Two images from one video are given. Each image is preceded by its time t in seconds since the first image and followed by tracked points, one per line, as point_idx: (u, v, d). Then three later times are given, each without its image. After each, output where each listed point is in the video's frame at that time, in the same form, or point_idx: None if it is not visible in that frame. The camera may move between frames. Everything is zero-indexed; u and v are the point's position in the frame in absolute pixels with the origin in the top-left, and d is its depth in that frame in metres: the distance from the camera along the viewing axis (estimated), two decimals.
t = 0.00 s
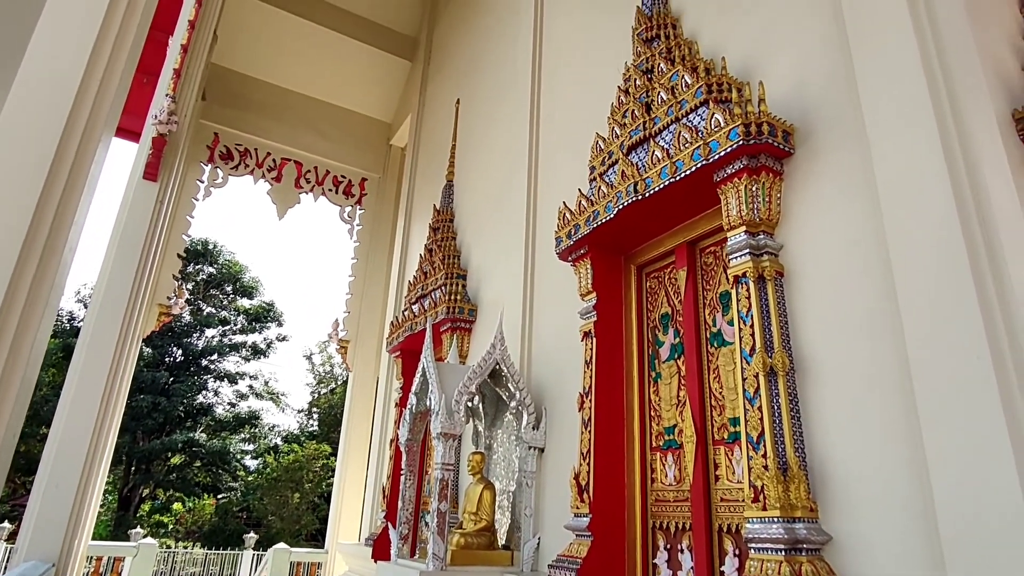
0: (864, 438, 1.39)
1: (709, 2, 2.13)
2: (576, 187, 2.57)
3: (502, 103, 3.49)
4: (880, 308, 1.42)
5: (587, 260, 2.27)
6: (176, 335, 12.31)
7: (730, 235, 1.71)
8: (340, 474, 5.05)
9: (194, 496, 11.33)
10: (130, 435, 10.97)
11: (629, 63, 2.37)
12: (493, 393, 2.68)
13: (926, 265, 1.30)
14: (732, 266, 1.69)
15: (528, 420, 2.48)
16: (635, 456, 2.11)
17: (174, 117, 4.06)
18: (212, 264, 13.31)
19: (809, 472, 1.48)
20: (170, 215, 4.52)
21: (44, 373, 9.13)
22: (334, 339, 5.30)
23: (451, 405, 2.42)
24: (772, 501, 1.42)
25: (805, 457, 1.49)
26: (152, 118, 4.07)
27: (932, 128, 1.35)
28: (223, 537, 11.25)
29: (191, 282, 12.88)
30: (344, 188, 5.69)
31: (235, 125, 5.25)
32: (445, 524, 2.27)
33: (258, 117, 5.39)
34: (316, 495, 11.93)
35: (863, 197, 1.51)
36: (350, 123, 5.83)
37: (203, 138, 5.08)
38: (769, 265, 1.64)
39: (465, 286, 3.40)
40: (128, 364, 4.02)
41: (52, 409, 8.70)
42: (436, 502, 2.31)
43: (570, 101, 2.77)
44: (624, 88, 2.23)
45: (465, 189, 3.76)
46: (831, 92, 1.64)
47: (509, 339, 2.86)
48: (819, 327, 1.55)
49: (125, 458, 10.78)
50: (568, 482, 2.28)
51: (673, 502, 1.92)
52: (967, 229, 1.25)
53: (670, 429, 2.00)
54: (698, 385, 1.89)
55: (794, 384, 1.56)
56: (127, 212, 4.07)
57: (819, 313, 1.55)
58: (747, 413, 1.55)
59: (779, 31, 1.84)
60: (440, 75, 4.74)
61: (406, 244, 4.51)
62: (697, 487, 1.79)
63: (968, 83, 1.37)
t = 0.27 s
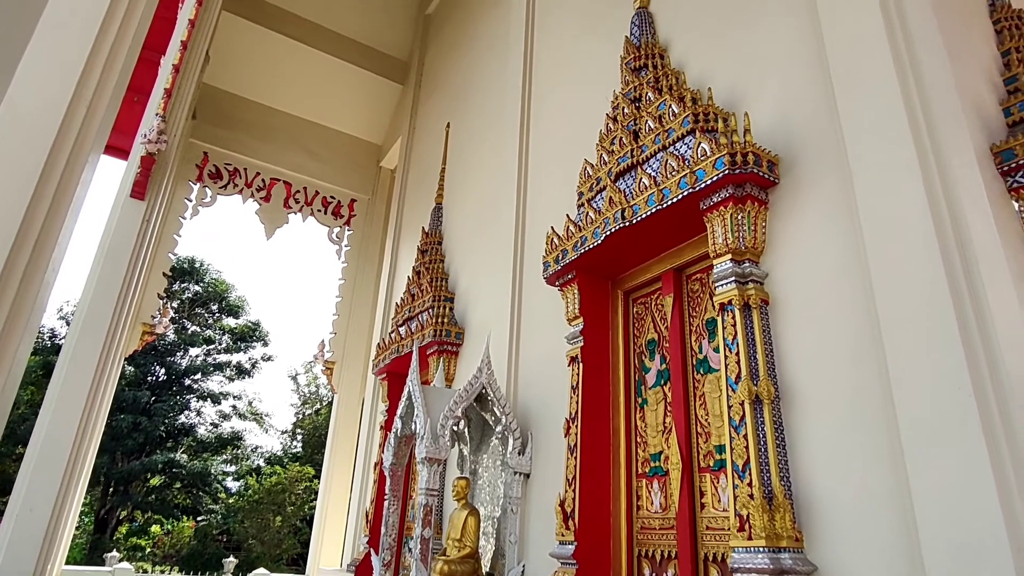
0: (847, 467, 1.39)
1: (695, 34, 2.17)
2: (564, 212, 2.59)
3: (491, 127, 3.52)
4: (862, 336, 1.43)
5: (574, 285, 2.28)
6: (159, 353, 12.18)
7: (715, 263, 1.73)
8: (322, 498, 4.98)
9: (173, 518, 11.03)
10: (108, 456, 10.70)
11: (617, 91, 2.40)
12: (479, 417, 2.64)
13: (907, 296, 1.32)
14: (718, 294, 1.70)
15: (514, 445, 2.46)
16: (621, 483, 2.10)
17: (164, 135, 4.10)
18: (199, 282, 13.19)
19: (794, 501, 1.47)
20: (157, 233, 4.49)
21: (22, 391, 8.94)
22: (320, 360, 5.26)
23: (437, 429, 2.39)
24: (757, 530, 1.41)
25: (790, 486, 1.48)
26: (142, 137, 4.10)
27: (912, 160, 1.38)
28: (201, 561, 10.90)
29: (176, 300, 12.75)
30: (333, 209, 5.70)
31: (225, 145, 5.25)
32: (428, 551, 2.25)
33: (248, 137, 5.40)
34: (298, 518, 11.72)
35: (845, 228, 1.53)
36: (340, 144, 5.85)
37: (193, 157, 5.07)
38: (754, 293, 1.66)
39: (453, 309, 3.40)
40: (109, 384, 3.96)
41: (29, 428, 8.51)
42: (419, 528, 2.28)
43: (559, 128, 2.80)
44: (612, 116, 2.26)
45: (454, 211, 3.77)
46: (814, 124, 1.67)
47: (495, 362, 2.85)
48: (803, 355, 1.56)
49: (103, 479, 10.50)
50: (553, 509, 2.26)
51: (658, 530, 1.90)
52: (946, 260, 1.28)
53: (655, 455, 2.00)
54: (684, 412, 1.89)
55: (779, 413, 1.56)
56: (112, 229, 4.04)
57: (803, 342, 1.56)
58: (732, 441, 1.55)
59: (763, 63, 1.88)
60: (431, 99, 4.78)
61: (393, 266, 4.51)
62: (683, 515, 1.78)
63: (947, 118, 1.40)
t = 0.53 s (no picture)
0: (832, 495, 1.39)
1: (681, 64, 2.22)
2: (552, 236, 2.60)
3: (481, 151, 3.55)
4: (846, 364, 1.44)
5: (561, 309, 2.28)
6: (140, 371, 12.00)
7: (701, 289, 1.74)
8: (304, 521, 4.88)
9: (149, 540, 10.75)
10: (85, 476, 10.37)
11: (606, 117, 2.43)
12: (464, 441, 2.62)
13: (889, 325, 1.34)
14: (703, 320, 1.71)
15: (499, 469, 2.44)
16: (606, 509, 2.08)
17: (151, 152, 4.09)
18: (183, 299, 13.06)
19: (779, 530, 1.47)
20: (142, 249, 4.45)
21: None
22: (305, 380, 5.20)
23: (421, 453, 2.36)
24: (741, 559, 1.40)
25: (775, 514, 1.48)
26: (129, 154, 4.07)
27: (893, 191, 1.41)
28: None
29: (160, 317, 12.61)
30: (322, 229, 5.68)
31: (214, 162, 5.24)
32: None
33: (237, 155, 5.39)
34: (279, 541, 11.41)
35: (828, 256, 1.55)
36: (330, 164, 5.86)
37: (181, 174, 5.05)
38: (739, 320, 1.66)
39: (440, 330, 3.39)
40: (88, 404, 3.92)
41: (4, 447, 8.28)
42: (402, 553, 2.25)
43: (548, 152, 2.82)
44: (600, 142, 2.29)
45: (442, 233, 3.78)
46: (797, 154, 1.70)
47: (482, 385, 2.83)
48: (788, 383, 1.56)
49: (78, 500, 10.16)
50: (538, 535, 2.23)
51: (643, 558, 1.88)
52: (927, 290, 1.30)
53: (641, 482, 1.99)
54: (669, 438, 1.88)
55: (764, 441, 1.56)
56: (96, 246, 4.00)
57: (788, 369, 1.57)
58: (717, 469, 1.55)
59: (748, 93, 1.91)
60: (422, 120, 4.81)
61: (381, 286, 4.50)
62: (668, 543, 1.77)
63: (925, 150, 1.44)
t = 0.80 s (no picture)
0: (811, 521, 1.39)
1: (666, 91, 2.25)
2: (537, 258, 2.61)
3: (468, 171, 3.57)
4: (826, 391, 1.45)
5: (545, 331, 2.28)
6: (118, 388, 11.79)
7: (684, 315, 1.75)
8: (281, 543, 4.79)
9: (121, 562, 10.46)
10: (57, 493, 10.09)
11: (592, 142, 2.46)
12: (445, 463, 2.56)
13: (868, 352, 1.36)
14: (686, 345, 1.71)
15: (481, 492, 2.40)
16: (588, 534, 2.07)
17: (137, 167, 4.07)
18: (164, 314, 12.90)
19: (760, 558, 1.46)
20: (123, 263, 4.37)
21: None
22: (286, 399, 5.14)
23: (401, 475, 2.33)
24: None
25: (756, 542, 1.47)
26: (114, 167, 4.05)
27: (872, 220, 1.44)
28: None
29: (140, 331, 12.43)
30: (307, 246, 5.67)
31: (199, 178, 5.21)
32: None
33: (224, 171, 5.37)
34: (255, 563, 11.04)
35: (809, 284, 1.57)
36: (317, 182, 5.85)
37: (166, 189, 5.01)
38: (721, 345, 1.67)
39: (423, 351, 3.37)
40: (61, 419, 3.74)
41: None
42: None
43: (534, 175, 2.85)
44: (585, 166, 2.31)
45: (428, 253, 3.78)
46: (779, 181, 1.73)
47: (464, 407, 2.81)
48: (769, 409, 1.57)
49: (49, 518, 9.88)
50: (519, 560, 2.20)
51: None
52: (905, 319, 1.32)
53: (623, 507, 1.97)
54: (652, 463, 1.88)
55: (746, 467, 1.56)
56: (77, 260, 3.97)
57: (769, 395, 1.58)
58: (699, 495, 1.54)
59: (731, 121, 1.95)
60: (409, 140, 4.83)
61: (365, 305, 4.48)
62: (649, 570, 1.75)
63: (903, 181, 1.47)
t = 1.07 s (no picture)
0: (790, 550, 1.39)
1: (651, 119, 2.28)
2: (521, 281, 2.61)
3: (454, 193, 3.58)
4: (805, 421, 1.46)
5: (528, 355, 2.28)
6: (93, 404, 11.48)
7: (666, 341, 1.76)
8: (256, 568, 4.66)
9: None
10: (25, 513, 9.77)
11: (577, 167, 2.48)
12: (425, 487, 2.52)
13: (846, 381, 1.37)
14: (668, 371, 1.72)
15: (461, 517, 2.38)
16: (568, 561, 2.04)
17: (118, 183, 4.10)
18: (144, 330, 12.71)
19: None
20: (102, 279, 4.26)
21: None
22: (265, 419, 5.05)
23: (381, 499, 2.30)
24: None
25: (736, 571, 1.47)
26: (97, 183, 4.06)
27: (850, 252, 1.46)
28: None
29: (117, 348, 12.22)
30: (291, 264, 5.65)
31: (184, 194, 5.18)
32: None
33: (209, 188, 5.34)
34: None
35: (789, 313, 1.58)
36: (302, 201, 5.84)
37: (149, 205, 4.98)
38: (703, 372, 1.68)
39: (406, 372, 3.35)
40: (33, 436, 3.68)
41: None
42: None
43: (520, 199, 2.86)
44: (571, 191, 2.33)
45: (412, 274, 3.77)
46: (760, 210, 1.75)
47: (446, 430, 2.79)
48: (749, 436, 1.57)
49: (15, 540, 9.53)
50: None
51: None
52: (882, 350, 1.34)
53: (603, 534, 1.96)
54: (633, 490, 1.87)
55: (727, 495, 1.55)
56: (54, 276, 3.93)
57: (750, 423, 1.58)
58: (679, 522, 1.54)
59: (713, 150, 1.98)
60: (396, 160, 4.84)
61: (349, 325, 4.45)
62: None
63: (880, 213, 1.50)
